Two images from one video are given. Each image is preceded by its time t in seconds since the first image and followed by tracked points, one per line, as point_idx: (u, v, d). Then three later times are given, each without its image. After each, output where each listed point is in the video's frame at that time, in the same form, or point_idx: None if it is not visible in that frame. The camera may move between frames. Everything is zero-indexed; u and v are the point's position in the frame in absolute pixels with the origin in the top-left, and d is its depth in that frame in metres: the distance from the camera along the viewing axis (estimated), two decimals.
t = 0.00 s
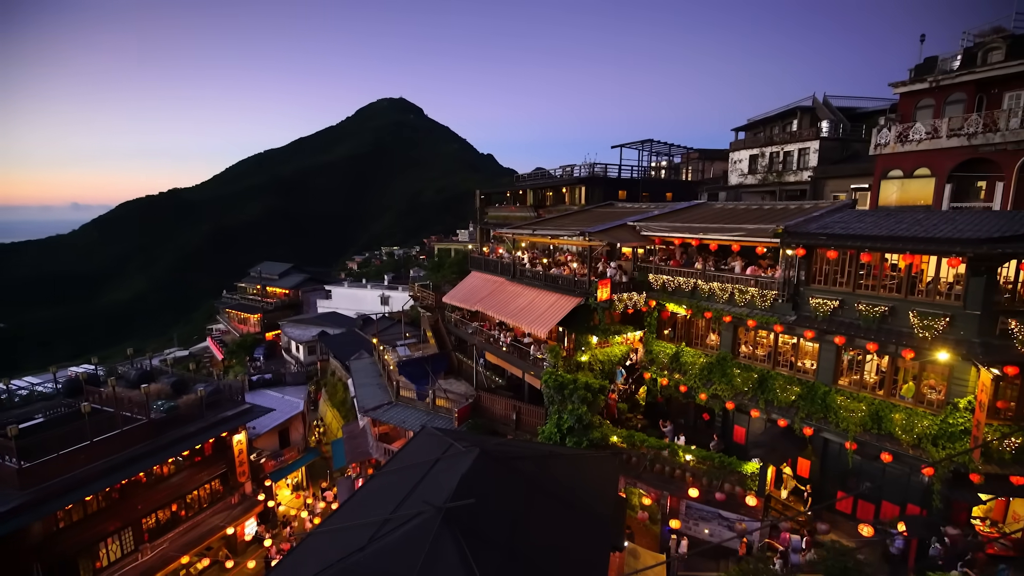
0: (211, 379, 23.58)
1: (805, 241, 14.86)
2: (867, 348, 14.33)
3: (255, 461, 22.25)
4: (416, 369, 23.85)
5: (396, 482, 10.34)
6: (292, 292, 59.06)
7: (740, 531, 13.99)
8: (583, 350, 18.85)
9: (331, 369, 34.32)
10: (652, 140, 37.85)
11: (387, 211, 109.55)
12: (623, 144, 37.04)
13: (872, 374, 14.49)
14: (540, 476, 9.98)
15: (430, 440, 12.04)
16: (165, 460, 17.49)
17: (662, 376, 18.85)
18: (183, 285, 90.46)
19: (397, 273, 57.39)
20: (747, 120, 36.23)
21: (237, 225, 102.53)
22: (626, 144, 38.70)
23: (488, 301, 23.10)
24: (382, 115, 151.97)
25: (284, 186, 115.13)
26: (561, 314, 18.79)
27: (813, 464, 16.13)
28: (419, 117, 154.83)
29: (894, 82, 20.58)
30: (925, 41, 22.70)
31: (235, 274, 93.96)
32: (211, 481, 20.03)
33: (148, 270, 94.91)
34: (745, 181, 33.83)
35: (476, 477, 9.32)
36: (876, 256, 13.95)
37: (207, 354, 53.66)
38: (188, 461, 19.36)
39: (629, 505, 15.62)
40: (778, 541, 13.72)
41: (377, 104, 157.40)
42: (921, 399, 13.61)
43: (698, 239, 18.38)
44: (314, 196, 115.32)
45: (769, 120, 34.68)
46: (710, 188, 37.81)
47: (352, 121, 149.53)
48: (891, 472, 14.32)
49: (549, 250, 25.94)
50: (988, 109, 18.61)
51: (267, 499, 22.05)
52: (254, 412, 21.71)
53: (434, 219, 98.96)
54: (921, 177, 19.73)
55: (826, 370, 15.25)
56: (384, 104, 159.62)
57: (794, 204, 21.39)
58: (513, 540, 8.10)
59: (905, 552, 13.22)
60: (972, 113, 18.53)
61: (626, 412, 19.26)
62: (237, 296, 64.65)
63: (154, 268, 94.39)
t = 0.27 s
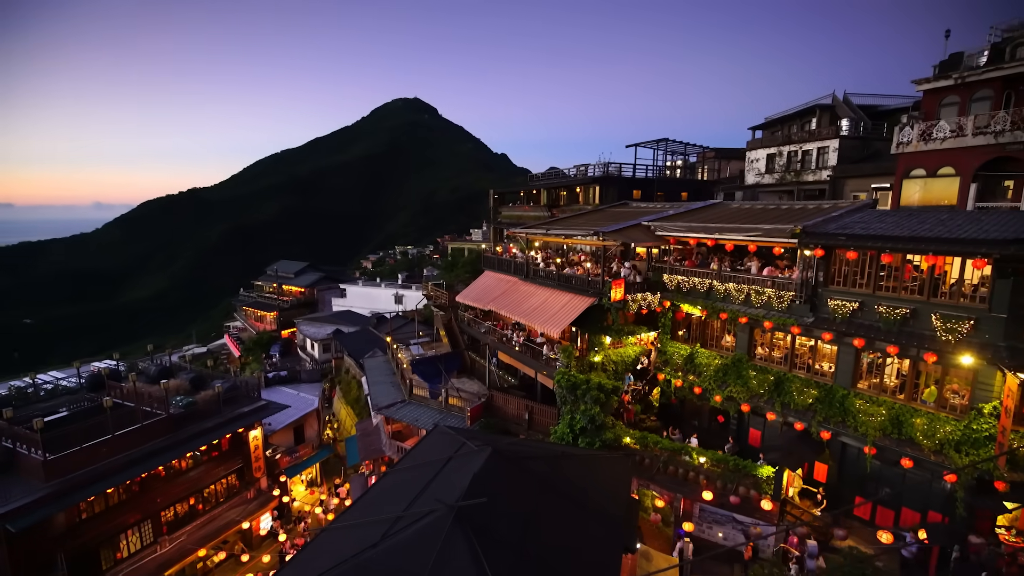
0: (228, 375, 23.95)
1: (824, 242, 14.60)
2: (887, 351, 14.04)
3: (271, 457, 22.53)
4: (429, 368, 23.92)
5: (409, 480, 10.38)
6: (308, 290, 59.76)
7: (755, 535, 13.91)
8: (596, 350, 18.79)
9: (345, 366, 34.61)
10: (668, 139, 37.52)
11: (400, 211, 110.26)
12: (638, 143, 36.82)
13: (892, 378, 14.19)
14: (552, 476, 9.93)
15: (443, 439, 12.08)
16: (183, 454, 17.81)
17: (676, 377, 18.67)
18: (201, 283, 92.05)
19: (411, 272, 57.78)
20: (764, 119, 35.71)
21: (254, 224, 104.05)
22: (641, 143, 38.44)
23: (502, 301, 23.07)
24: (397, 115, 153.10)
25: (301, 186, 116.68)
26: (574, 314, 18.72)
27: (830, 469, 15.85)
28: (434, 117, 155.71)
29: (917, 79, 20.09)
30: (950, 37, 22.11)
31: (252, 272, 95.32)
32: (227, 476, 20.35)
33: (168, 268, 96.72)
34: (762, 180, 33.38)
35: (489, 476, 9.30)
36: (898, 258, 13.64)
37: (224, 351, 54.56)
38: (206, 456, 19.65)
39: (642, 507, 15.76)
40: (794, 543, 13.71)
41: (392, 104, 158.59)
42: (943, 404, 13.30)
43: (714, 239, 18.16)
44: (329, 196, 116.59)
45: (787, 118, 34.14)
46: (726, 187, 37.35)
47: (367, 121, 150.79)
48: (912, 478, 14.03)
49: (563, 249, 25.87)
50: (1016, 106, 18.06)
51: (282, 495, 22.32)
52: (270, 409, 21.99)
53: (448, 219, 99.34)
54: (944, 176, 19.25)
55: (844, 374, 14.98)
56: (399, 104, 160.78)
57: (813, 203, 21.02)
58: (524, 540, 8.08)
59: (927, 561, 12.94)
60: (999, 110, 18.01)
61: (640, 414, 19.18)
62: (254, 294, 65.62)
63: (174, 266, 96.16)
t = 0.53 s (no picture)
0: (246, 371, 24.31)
1: (844, 242, 14.31)
2: (909, 355, 13.70)
3: (287, 453, 22.85)
4: (443, 366, 24.03)
5: (422, 478, 10.42)
6: (324, 289, 60.44)
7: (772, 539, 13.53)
8: (610, 351, 18.70)
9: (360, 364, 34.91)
10: (684, 138, 37.11)
11: (415, 210, 110.93)
12: (653, 142, 36.51)
13: (914, 383, 13.85)
14: (565, 476, 9.90)
15: (456, 438, 12.12)
16: (201, 449, 18.12)
17: (691, 379, 18.57)
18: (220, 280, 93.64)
19: (425, 271, 58.11)
20: (783, 117, 35.16)
21: (272, 223, 105.62)
22: (656, 143, 38.07)
23: (515, 300, 23.04)
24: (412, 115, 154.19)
25: (318, 185, 118.13)
26: (588, 314, 18.63)
27: (850, 474, 15.56)
28: (449, 117, 156.43)
29: (944, 76, 19.55)
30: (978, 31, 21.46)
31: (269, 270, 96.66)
32: (244, 471, 20.67)
33: (188, 265, 98.50)
34: (781, 180, 32.87)
35: (502, 475, 9.30)
36: (921, 259, 13.31)
37: (242, 347, 55.43)
38: (223, 450, 19.98)
39: (655, 509, 15.45)
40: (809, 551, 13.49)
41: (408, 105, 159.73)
42: (968, 410, 12.94)
43: (731, 239, 17.91)
44: (346, 195, 117.83)
45: (808, 117, 33.55)
46: (743, 187, 36.85)
47: (383, 121, 151.98)
48: (934, 485, 13.69)
49: (577, 249, 25.77)
50: None
51: (298, 490, 22.59)
52: (286, 405, 22.26)
53: (463, 218, 99.63)
54: (971, 175, 18.73)
55: (864, 378, 14.66)
56: (415, 104, 161.84)
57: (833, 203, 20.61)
58: (537, 540, 8.07)
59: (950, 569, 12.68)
60: None
61: (654, 415, 19.23)
62: (271, 292, 66.54)
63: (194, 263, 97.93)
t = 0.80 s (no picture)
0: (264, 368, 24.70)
1: (867, 243, 14.00)
2: (935, 359, 13.35)
3: (303, 449, 23.13)
4: (458, 365, 24.15)
5: (436, 476, 10.47)
6: (341, 287, 61.10)
7: (789, 545, 13.30)
8: (625, 351, 18.57)
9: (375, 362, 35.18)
10: (701, 137, 36.70)
11: (430, 210, 111.56)
12: (670, 142, 36.13)
13: (940, 388, 13.45)
14: (579, 477, 9.84)
15: (469, 436, 12.17)
16: (220, 444, 18.43)
17: (708, 381, 18.28)
18: (240, 278, 95.30)
19: (441, 271, 58.42)
20: (804, 115, 34.57)
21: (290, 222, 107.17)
22: (673, 142, 37.70)
23: (530, 300, 23.00)
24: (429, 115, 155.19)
25: (335, 185, 119.51)
26: (603, 315, 18.53)
27: (871, 480, 15.25)
28: (465, 117, 157.06)
29: (972, 72, 18.95)
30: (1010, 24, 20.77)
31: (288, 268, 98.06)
32: (261, 466, 21.02)
33: (209, 264, 100.32)
34: (801, 179, 32.35)
35: (515, 474, 9.28)
36: (947, 260, 12.97)
37: (260, 345, 56.27)
38: (242, 445, 20.34)
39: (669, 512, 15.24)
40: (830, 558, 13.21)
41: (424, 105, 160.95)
42: (996, 416, 12.57)
43: (749, 240, 17.67)
44: (362, 195, 119.05)
45: (829, 115, 32.93)
46: (762, 187, 36.26)
47: (399, 122, 153.07)
48: (960, 493, 13.42)
49: (592, 249, 25.67)
50: None
51: (314, 486, 22.79)
52: (303, 402, 22.56)
53: (478, 218, 99.88)
54: (1001, 174, 18.12)
55: (887, 382, 14.31)
56: (431, 104, 162.74)
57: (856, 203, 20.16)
58: (549, 541, 8.02)
59: None
60: None
61: (668, 416, 19.02)
62: (289, 290, 67.47)
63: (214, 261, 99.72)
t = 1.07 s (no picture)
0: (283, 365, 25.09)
1: (893, 244, 13.63)
2: (963, 363, 12.97)
3: (321, 445, 23.41)
4: (473, 364, 24.25)
5: (451, 475, 10.52)
6: (359, 286, 61.79)
7: (809, 551, 12.99)
8: (642, 352, 18.37)
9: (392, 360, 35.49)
10: (721, 136, 36.20)
11: (447, 209, 112.12)
12: (690, 141, 35.77)
13: (969, 394, 13.09)
14: (595, 478, 9.80)
15: (485, 435, 12.19)
16: (241, 439, 18.80)
17: (726, 383, 18.04)
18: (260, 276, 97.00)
19: (457, 270, 58.70)
20: (828, 113, 33.85)
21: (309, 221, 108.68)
22: (693, 141, 37.26)
23: (546, 300, 22.94)
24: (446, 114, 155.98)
25: (353, 185, 120.87)
26: (619, 315, 18.40)
27: (895, 488, 14.89)
28: (482, 116, 157.51)
29: (1006, 66, 18.13)
30: None
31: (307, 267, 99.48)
32: (280, 461, 21.37)
33: (230, 262, 102.25)
34: (825, 178, 31.73)
35: (530, 474, 9.27)
36: (977, 262, 12.58)
37: (280, 342, 57.21)
38: (261, 441, 20.69)
39: (686, 515, 15.11)
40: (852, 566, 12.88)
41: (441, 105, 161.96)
42: None
43: (769, 240, 17.37)
44: (380, 194, 120.25)
45: (854, 112, 32.18)
46: (784, 186, 35.68)
47: (417, 122, 154.20)
48: (990, 502, 12.95)
49: (610, 249, 25.54)
50: None
51: (331, 482, 23.04)
52: (321, 399, 22.87)
53: (494, 217, 100.02)
54: None
55: (912, 387, 13.96)
56: (448, 104, 163.46)
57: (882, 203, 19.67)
58: (564, 542, 7.99)
59: None
60: None
61: (685, 418, 18.86)
62: (308, 288, 68.44)
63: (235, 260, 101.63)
